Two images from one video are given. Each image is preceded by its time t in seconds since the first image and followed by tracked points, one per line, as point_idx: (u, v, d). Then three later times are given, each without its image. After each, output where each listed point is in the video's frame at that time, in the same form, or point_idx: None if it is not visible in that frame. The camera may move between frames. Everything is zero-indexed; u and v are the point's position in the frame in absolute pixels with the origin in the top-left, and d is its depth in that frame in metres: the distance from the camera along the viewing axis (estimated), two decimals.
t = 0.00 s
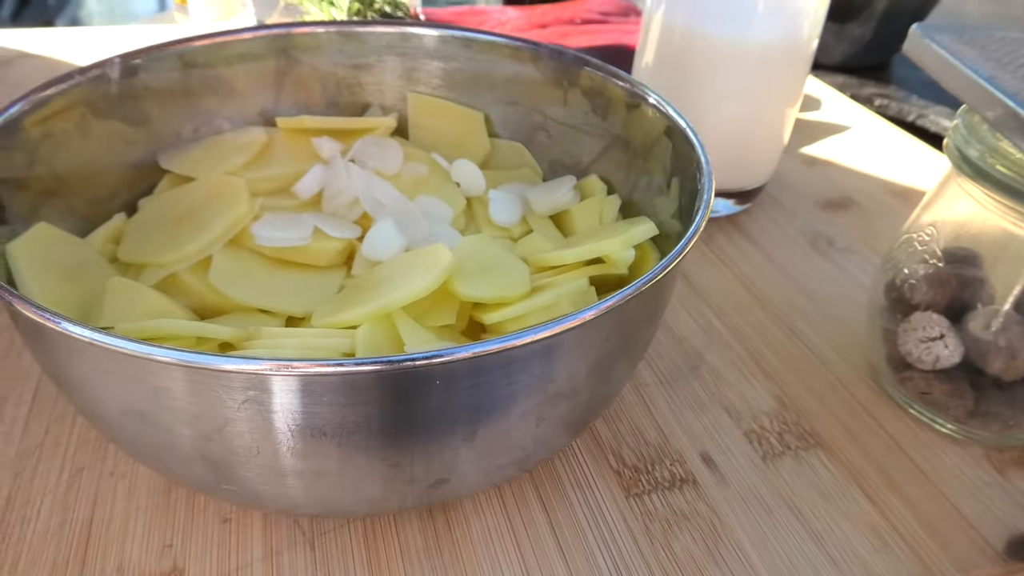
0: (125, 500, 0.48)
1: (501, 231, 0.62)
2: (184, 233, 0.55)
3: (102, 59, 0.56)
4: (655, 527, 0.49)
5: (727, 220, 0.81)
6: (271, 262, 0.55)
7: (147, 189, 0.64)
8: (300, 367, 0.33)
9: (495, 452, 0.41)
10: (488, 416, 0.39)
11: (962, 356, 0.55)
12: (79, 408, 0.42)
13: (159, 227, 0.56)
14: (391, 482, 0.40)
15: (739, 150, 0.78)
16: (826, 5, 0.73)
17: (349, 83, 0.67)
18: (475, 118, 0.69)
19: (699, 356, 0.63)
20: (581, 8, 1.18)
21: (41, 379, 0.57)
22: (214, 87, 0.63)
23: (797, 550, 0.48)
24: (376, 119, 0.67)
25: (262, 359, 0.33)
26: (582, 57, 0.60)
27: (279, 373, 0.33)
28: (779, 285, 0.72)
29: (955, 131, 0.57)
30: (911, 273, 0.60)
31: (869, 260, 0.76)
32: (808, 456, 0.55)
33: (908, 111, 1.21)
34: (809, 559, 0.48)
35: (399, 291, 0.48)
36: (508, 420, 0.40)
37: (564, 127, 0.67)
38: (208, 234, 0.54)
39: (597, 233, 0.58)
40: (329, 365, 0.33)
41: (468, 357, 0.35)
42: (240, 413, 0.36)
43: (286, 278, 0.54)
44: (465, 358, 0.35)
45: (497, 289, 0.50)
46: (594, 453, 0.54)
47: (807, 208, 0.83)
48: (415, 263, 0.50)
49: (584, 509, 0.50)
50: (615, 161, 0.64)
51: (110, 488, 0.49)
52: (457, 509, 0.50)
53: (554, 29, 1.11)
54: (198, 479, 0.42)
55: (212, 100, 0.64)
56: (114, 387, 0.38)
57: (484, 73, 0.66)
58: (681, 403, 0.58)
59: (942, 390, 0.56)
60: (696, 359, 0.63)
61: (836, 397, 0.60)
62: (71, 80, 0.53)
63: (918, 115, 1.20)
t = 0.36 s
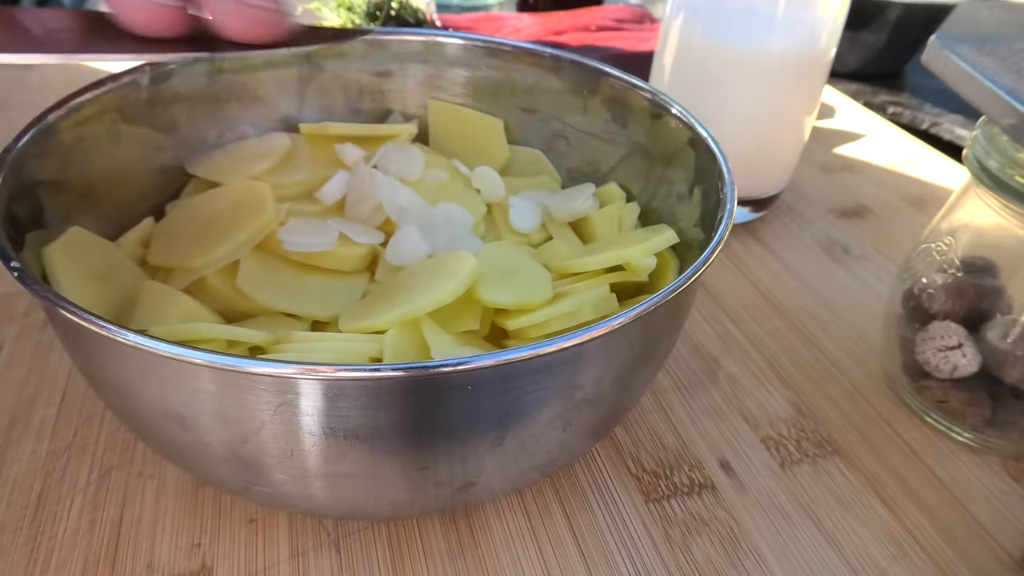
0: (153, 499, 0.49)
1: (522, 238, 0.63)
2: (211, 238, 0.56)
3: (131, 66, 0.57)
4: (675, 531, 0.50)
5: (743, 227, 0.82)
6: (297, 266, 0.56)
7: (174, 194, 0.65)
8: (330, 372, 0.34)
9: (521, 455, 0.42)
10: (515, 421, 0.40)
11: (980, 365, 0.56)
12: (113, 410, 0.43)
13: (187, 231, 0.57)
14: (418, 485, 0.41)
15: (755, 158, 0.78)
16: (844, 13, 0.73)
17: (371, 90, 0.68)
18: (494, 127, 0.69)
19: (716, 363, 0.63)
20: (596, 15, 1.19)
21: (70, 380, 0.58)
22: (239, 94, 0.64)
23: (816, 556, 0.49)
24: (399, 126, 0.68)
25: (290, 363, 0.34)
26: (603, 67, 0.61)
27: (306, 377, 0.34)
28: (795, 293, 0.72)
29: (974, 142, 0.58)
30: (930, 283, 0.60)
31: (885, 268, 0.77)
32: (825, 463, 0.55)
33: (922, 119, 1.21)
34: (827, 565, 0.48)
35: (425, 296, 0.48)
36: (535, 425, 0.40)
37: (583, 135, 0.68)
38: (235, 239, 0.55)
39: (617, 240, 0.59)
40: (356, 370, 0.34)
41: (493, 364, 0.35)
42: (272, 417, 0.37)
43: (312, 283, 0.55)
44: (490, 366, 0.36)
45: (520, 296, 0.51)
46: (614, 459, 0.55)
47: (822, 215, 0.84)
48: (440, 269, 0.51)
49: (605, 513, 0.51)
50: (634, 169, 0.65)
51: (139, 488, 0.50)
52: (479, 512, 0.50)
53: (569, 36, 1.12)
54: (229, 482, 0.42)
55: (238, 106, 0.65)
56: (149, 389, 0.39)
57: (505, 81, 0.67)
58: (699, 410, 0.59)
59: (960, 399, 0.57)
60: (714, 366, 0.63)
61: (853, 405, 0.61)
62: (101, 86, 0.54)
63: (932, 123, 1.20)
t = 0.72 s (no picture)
0: (174, 497, 0.50)
1: (533, 244, 0.64)
2: (231, 242, 0.57)
3: (155, 73, 0.58)
4: (684, 532, 0.51)
5: (750, 235, 0.83)
6: (314, 270, 0.57)
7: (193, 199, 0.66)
8: (349, 372, 0.35)
9: (536, 456, 0.43)
10: (531, 423, 0.41)
11: (984, 371, 0.57)
12: (138, 408, 0.44)
13: (207, 235, 0.59)
14: (435, 484, 0.42)
15: (762, 167, 0.79)
16: (852, 22, 0.75)
17: (384, 98, 0.70)
18: (506, 132, 0.70)
19: (724, 369, 0.64)
20: (605, 23, 1.20)
21: (91, 380, 0.59)
22: (256, 101, 0.66)
23: (822, 557, 0.50)
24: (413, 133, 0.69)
25: (310, 363, 0.35)
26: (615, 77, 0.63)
27: (330, 379, 0.35)
28: (801, 300, 0.73)
29: (979, 152, 0.59)
30: (935, 291, 0.61)
31: (890, 276, 0.78)
32: (832, 467, 0.56)
33: (926, 128, 1.22)
34: (834, 566, 0.49)
35: (441, 301, 0.50)
36: (549, 427, 0.42)
37: (593, 143, 0.69)
38: (255, 243, 0.56)
39: (629, 247, 0.60)
40: (374, 371, 0.35)
41: (508, 368, 0.36)
42: (296, 417, 0.38)
43: (329, 286, 0.56)
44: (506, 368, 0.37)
45: (534, 301, 0.52)
46: (624, 461, 0.56)
47: (828, 223, 0.85)
48: (455, 275, 0.52)
49: (615, 515, 0.52)
50: (644, 177, 0.66)
51: (160, 486, 0.51)
52: (492, 512, 0.51)
53: (577, 45, 1.13)
54: (250, 480, 0.44)
55: (255, 113, 0.67)
56: (176, 390, 0.40)
57: (518, 90, 0.68)
58: (707, 414, 0.60)
59: (964, 405, 0.58)
60: (721, 371, 0.64)
61: (858, 410, 0.62)
62: (125, 93, 0.55)
63: (936, 133, 1.21)
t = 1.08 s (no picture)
0: (195, 492, 0.51)
1: (544, 245, 0.65)
2: (250, 242, 0.59)
3: (175, 78, 0.59)
4: (693, 528, 0.52)
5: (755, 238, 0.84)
6: (331, 270, 0.58)
7: (210, 200, 0.67)
8: (366, 366, 0.36)
9: (551, 452, 0.44)
10: (546, 419, 0.42)
11: (987, 372, 0.58)
12: (163, 404, 0.45)
13: (226, 235, 0.60)
14: (453, 478, 0.43)
15: (768, 172, 0.80)
16: (857, 29, 0.77)
17: (397, 102, 0.71)
18: (517, 138, 0.71)
19: (731, 370, 0.66)
20: (610, 30, 1.21)
21: (110, 378, 0.60)
22: (272, 104, 0.67)
23: (829, 554, 0.51)
24: (425, 136, 0.70)
25: (329, 357, 0.36)
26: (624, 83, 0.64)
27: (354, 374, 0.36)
28: (807, 302, 0.74)
29: (982, 158, 0.60)
30: (939, 293, 0.62)
31: (894, 279, 0.79)
32: (838, 466, 0.57)
33: (928, 134, 1.23)
34: (841, 562, 0.50)
35: (457, 300, 0.51)
36: (564, 423, 0.43)
37: (602, 147, 0.70)
38: (273, 244, 0.57)
39: (638, 249, 0.61)
40: (390, 365, 0.36)
41: (519, 365, 0.37)
42: (319, 412, 0.39)
43: (346, 286, 0.57)
44: (523, 365, 0.38)
45: (547, 301, 0.53)
46: (634, 459, 0.57)
47: (832, 227, 0.86)
48: (470, 275, 0.53)
49: (626, 511, 0.53)
50: (652, 181, 0.67)
51: (180, 481, 0.52)
52: (505, 508, 0.52)
53: (584, 50, 1.14)
54: (271, 474, 0.45)
55: (271, 116, 0.68)
56: (200, 386, 0.41)
57: (529, 95, 0.70)
58: (715, 414, 0.61)
59: (967, 405, 0.59)
60: (729, 372, 0.65)
61: (863, 411, 0.63)
62: (147, 97, 0.57)
63: (939, 138, 1.22)
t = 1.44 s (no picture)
0: (208, 491, 0.52)
1: (554, 247, 0.65)
2: (263, 244, 0.59)
3: (189, 81, 0.60)
4: (704, 529, 0.52)
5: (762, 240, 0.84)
6: (343, 272, 0.59)
7: (221, 203, 0.67)
8: (382, 366, 0.36)
9: (564, 451, 0.45)
10: (561, 419, 0.42)
11: (996, 374, 0.58)
12: (178, 403, 0.46)
13: (239, 237, 0.60)
14: (467, 478, 0.44)
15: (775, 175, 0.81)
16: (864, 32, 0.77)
17: (407, 105, 0.72)
18: (525, 140, 0.72)
19: (740, 371, 0.66)
20: (615, 32, 1.21)
21: (123, 379, 0.60)
22: (283, 107, 0.68)
23: (839, 554, 0.51)
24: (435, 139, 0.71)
25: (345, 356, 0.36)
26: (633, 86, 0.64)
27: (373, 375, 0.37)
28: (813, 304, 0.75)
29: (990, 161, 0.60)
30: (947, 295, 0.63)
31: (901, 282, 0.79)
32: (846, 467, 0.58)
33: (932, 137, 1.24)
34: (851, 563, 0.51)
35: (470, 302, 0.51)
36: (578, 423, 0.43)
37: (610, 150, 0.70)
38: (285, 246, 0.58)
39: (647, 251, 0.61)
40: (405, 365, 0.36)
41: (534, 365, 0.38)
42: (337, 413, 0.39)
43: (359, 288, 0.58)
44: (539, 365, 0.38)
45: (559, 302, 0.54)
46: (644, 461, 0.57)
47: (838, 230, 0.87)
48: (483, 277, 0.54)
49: (636, 512, 0.53)
50: (661, 184, 0.68)
51: (194, 481, 0.53)
52: (516, 509, 0.53)
53: (589, 53, 1.14)
54: (286, 474, 0.45)
55: (282, 119, 0.68)
56: (218, 386, 0.41)
57: (538, 98, 0.70)
58: (724, 415, 0.61)
59: (975, 407, 0.59)
60: (737, 373, 0.66)
61: (871, 412, 0.63)
62: (161, 100, 0.57)
63: (943, 141, 1.23)
